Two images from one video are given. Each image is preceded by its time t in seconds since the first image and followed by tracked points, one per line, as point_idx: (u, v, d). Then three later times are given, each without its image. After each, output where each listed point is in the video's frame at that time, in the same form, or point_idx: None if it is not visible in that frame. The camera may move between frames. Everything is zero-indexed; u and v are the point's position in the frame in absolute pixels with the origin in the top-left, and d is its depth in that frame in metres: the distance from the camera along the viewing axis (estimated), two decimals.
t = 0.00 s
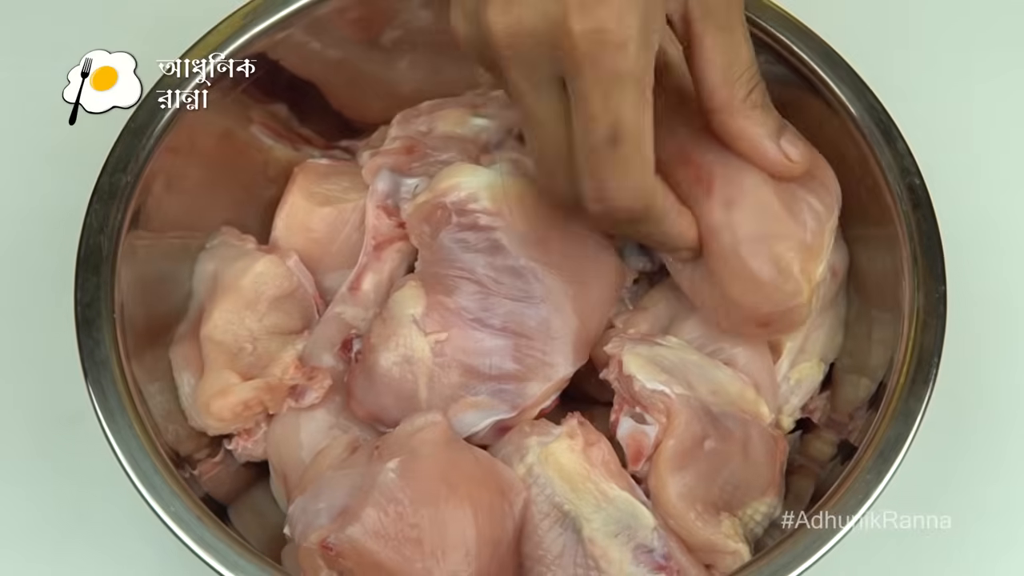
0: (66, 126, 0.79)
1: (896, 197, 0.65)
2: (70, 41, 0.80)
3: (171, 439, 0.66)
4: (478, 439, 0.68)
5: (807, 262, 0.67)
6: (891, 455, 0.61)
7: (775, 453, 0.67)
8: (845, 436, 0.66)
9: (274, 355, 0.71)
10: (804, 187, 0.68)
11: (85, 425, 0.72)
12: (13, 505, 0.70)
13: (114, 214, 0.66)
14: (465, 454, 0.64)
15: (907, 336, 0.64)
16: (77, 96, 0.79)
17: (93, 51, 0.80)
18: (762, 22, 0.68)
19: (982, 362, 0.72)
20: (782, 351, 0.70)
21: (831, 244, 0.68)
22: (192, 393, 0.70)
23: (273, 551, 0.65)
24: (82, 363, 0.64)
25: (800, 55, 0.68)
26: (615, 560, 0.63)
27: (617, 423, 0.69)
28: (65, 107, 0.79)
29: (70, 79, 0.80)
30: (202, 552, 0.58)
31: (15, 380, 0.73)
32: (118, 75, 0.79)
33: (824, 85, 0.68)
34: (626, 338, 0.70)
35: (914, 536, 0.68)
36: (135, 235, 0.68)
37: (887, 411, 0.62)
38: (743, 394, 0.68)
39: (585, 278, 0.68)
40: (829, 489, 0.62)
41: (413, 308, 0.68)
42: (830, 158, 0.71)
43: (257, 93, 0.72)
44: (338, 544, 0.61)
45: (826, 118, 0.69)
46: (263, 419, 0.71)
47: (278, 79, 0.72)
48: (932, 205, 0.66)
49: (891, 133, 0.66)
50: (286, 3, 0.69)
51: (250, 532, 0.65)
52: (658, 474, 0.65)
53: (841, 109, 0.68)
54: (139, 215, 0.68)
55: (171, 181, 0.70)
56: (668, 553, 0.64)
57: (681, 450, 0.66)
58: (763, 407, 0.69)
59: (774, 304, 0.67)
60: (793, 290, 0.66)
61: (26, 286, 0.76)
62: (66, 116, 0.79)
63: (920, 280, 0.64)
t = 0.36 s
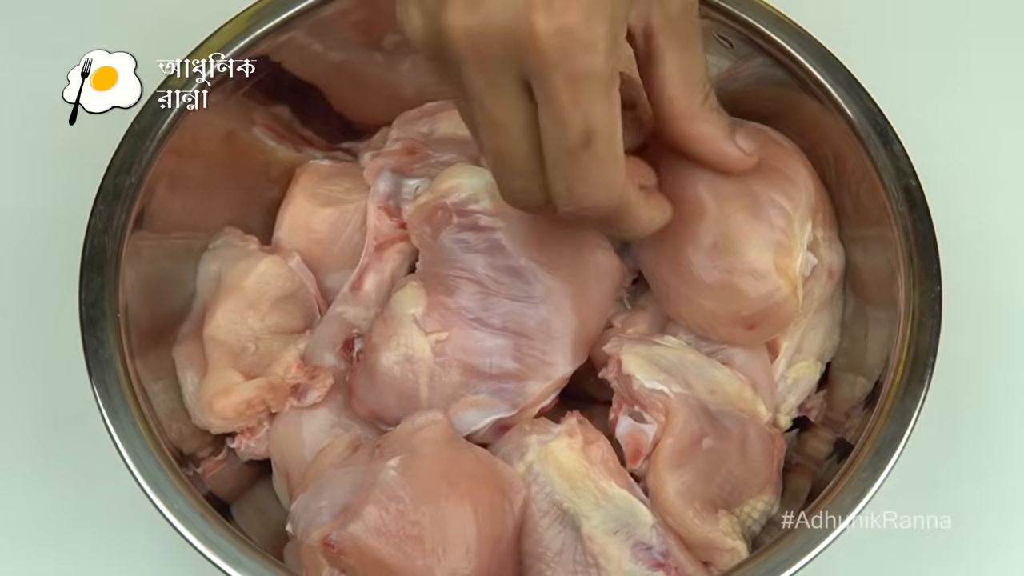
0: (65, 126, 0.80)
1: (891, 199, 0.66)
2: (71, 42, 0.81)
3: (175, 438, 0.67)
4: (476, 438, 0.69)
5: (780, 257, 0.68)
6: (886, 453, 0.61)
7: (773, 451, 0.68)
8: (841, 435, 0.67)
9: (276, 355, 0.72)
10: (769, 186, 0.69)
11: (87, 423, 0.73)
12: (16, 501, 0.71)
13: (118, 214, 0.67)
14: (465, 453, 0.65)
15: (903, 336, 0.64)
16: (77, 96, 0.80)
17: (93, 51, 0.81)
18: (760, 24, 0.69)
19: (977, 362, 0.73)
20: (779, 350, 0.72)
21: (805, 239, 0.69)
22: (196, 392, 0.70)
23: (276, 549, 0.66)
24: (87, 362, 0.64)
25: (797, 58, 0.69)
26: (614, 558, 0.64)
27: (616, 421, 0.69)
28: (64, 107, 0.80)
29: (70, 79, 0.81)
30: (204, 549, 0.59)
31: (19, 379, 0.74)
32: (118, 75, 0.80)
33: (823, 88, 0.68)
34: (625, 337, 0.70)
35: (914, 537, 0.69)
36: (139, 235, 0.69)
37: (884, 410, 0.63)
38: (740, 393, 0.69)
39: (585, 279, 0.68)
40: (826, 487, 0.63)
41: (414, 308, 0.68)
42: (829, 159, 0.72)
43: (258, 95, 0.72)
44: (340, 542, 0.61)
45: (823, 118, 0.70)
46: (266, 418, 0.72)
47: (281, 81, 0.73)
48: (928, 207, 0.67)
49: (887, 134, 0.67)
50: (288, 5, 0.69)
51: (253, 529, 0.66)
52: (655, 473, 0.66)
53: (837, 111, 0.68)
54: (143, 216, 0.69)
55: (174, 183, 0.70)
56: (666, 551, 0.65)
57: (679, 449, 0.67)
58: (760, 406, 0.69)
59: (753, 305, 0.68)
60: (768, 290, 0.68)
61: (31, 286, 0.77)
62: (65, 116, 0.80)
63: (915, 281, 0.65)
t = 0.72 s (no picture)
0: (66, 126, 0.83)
1: (889, 199, 0.67)
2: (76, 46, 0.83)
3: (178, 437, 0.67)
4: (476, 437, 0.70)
5: (774, 255, 0.67)
6: (884, 452, 0.62)
7: (771, 450, 0.69)
8: (840, 433, 0.67)
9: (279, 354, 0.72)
10: (764, 187, 0.69)
11: (92, 421, 0.74)
12: (15, 498, 0.71)
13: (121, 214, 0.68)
14: (466, 452, 0.65)
15: (901, 336, 0.65)
16: (73, 94, 0.80)
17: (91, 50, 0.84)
18: (756, 27, 0.70)
19: (971, 362, 0.74)
20: (778, 349, 0.72)
21: (798, 237, 0.69)
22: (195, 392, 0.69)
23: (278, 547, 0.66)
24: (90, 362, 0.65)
25: (795, 60, 0.70)
26: (614, 556, 0.64)
27: (615, 421, 0.69)
28: (65, 108, 0.83)
29: (70, 80, 0.80)
30: (206, 546, 0.59)
31: (22, 377, 0.75)
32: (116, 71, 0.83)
33: (819, 90, 0.69)
34: (624, 337, 0.71)
35: (914, 537, 0.69)
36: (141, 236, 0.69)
37: (881, 409, 0.63)
38: (739, 392, 0.70)
39: (581, 277, 0.69)
40: (824, 485, 0.64)
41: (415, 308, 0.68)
42: (825, 160, 0.73)
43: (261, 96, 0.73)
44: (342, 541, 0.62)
45: (820, 120, 0.71)
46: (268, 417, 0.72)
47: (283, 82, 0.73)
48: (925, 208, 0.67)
49: (884, 135, 0.68)
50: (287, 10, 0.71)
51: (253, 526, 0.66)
52: (655, 471, 0.67)
53: (834, 113, 0.69)
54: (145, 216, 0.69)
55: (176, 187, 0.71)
56: (665, 548, 0.65)
57: (678, 448, 0.67)
58: (759, 405, 0.70)
59: (748, 302, 0.67)
60: (762, 287, 0.67)
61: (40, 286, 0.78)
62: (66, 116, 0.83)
63: (912, 281, 0.65)
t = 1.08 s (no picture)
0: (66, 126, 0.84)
1: (886, 200, 0.67)
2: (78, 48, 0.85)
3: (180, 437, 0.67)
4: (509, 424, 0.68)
5: (772, 254, 0.68)
6: (883, 450, 0.62)
7: (769, 449, 0.69)
8: (838, 432, 0.68)
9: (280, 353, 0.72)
10: (762, 187, 0.69)
11: (96, 420, 0.74)
12: (17, 497, 0.72)
13: (124, 214, 0.68)
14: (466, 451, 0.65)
15: (898, 335, 0.65)
16: (77, 95, 0.85)
17: (92, 51, 0.86)
18: (754, 29, 0.71)
19: (968, 361, 0.75)
20: (777, 349, 0.73)
21: (796, 237, 0.69)
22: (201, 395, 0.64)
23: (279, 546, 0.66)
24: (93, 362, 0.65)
25: (792, 61, 0.70)
26: (614, 554, 0.65)
27: (615, 420, 0.70)
28: (65, 107, 0.84)
29: (70, 80, 0.85)
30: (208, 543, 0.60)
31: (25, 377, 0.76)
32: (120, 75, 0.85)
33: (817, 91, 0.70)
34: (624, 337, 0.71)
35: (915, 536, 0.69)
36: (143, 236, 0.69)
37: (879, 409, 0.64)
38: (737, 391, 0.70)
39: (580, 275, 0.70)
40: (823, 483, 0.64)
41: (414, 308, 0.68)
42: (823, 160, 0.73)
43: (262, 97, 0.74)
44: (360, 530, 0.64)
45: (818, 121, 0.71)
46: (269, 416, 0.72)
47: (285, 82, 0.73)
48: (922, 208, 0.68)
49: (881, 136, 0.68)
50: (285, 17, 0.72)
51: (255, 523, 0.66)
52: (654, 469, 0.67)
53: (832, 114, 0.69)
54: (147, 217, 0.69)
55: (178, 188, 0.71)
56: (665, 547, 0.66)
57: (677, 447, 0.68)
58: (757, 403, 0.70)
59: (746, 302, 0.68)
60: (760, 287, 0.67)
61: (45, 287, 0.79)
62: (66, 116, 0.84)
63: (909, 281, 0.65)
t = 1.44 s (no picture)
0: (66, 126, 0.85)
1: (883, 200, 0.68)
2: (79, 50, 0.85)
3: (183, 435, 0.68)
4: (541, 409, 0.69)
5: (770, 255, 0.68)
6: (881, 450, 0.62)
7: (767, 447, 0.69)
8: (836, 431, 0.68)
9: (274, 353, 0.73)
10: (761, 187, 0.69)
11: (98, 419, 0.75)
12: (20, 497, 0.72)
13: (127, 215, 0.68)
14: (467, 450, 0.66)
15: (896, 335, 0.65)
16: (76, 95, 0.85)
17: (93, 51, 0.86)
18: (753, 30, 0.71)
19: (965, 361, 0.75)
20: (774, 348, 0.73)
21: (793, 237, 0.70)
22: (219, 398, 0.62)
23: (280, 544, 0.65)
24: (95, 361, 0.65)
25: (791, 63, 0.70)
26: (613, 551, 0.66)
27: (615, 418, 0.70)
28: (65, 107, 0.85)
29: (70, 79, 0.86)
30: (212, 543, 0.60)
31: (28, 377, 0.76)
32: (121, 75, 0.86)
33: (815, 92, 0.70)
34: (624, 336, 0.71)
35: (914, 536, 0.70)
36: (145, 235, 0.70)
37: (876, 409, 0.64)
38: (736, 390, 0.70)
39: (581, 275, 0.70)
40: (821, 482, 0.64)
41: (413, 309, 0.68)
42: (822, 161, 0.74)
43: (264, 98, 0.75)
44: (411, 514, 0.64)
45: (817, 122, 0.72)
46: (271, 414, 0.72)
47: (286, 84, 0.75)
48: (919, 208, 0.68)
49: (879, 137, 0.68)
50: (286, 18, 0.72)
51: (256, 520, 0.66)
52: (654, 467, 0.68)
53: (830, 115, 0.70)
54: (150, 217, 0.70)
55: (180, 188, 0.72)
56: (664, 544, 0.67)
57: (677, 445, 0.68)
58: (755, 402, 0.70)
59: (744, 302, 0.68)
60: (758, 287, 0.68)
61: (49, 288, 0.80)
62: (66, 116, 0.85)
63: (907, 281, 0.66)
